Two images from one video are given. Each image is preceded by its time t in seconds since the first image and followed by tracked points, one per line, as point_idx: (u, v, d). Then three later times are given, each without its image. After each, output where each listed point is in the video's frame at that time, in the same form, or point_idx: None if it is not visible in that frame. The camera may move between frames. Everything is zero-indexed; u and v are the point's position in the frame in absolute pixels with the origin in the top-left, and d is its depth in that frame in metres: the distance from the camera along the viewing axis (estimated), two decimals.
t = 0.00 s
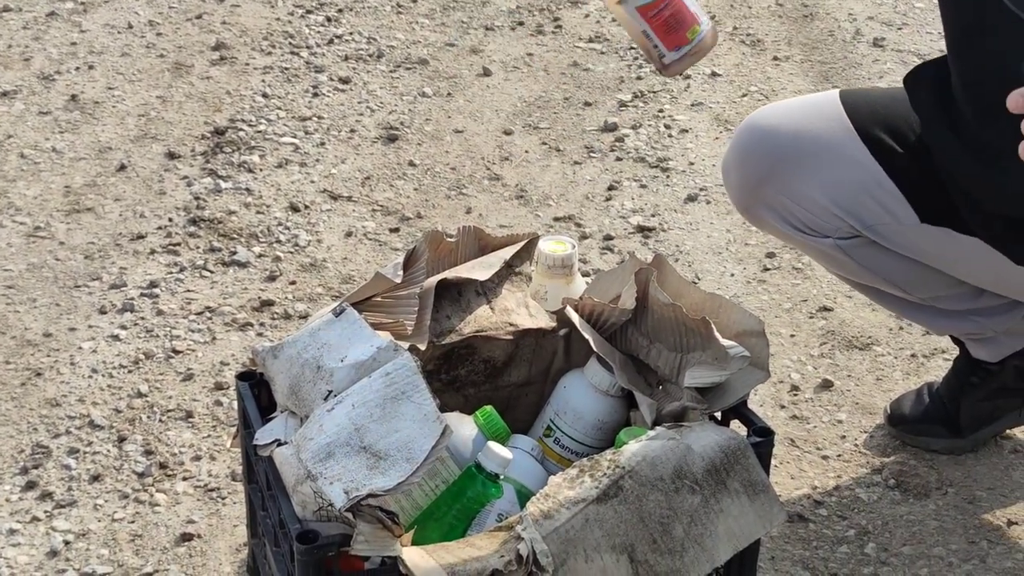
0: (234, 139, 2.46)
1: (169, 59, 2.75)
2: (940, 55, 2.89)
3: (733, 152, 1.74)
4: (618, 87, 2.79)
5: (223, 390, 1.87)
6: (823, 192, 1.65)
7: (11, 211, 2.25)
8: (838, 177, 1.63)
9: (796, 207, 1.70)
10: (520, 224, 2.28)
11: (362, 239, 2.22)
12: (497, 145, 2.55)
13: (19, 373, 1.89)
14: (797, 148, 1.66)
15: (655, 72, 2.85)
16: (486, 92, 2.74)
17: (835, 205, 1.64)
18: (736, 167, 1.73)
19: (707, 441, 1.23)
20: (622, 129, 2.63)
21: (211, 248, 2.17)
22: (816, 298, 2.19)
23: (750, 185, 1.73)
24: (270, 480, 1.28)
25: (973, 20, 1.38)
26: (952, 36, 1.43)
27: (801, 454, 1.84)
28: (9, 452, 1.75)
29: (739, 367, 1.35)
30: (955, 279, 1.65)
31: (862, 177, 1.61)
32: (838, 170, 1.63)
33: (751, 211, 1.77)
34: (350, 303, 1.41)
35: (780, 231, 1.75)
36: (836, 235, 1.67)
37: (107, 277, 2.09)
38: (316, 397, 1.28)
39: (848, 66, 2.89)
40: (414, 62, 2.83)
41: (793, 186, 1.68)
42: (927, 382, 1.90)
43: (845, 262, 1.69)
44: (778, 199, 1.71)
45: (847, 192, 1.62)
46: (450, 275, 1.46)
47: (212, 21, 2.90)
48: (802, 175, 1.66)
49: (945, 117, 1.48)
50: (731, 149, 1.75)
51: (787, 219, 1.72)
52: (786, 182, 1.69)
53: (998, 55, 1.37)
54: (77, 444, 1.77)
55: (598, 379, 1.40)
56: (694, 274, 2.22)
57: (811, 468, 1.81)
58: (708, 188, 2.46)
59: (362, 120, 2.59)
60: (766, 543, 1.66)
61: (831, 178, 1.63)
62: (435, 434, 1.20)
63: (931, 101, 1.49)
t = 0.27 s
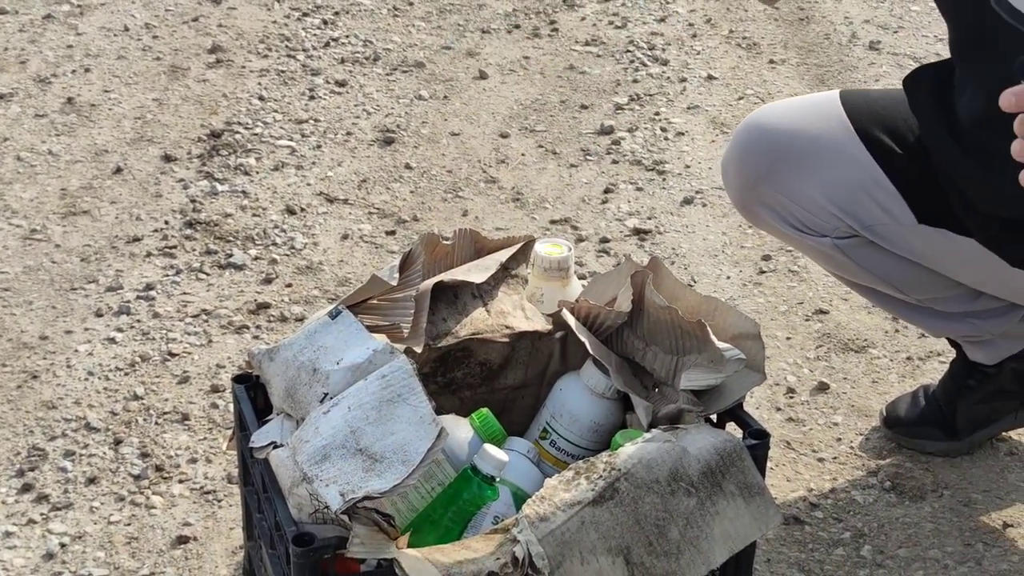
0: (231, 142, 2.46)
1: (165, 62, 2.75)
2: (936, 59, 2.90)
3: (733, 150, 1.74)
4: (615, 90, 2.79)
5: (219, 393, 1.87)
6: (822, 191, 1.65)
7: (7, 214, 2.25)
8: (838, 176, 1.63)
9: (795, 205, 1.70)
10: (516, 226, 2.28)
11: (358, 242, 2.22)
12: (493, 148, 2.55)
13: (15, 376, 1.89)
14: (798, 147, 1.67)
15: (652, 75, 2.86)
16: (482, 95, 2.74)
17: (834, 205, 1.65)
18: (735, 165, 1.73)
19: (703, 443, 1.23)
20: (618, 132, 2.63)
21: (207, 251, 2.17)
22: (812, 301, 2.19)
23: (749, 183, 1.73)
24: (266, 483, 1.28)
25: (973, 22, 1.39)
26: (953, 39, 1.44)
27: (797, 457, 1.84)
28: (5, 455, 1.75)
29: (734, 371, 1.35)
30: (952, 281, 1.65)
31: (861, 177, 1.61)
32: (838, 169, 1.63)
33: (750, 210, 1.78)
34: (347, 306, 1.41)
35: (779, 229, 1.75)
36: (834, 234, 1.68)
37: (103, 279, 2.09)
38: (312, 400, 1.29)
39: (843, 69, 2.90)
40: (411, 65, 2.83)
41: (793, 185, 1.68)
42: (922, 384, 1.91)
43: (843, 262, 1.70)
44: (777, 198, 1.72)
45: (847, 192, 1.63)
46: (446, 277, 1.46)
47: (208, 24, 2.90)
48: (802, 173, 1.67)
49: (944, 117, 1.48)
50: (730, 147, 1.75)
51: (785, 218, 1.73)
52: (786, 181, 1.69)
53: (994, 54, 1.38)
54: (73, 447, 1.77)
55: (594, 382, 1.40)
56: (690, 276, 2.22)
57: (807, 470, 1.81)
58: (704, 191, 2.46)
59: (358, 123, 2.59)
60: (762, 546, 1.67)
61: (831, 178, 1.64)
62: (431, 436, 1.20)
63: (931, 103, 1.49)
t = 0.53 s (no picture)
0: (228, 144, 2.46)
1: (163, 63, 2.75)
2: (934, 61, 2.90)
3: (733, 151, 1.75)
4: (612, 92, 2.79)
5: (216, 394, 1.87)
6: (822, 193, 1.66)
7: (4, 215, 2.25)
8: (838, 178, 1.64)
9: (795, 206, 1.70)
10: (513, 228, 2.28)
11: (356, 244, 2.22)
12: (491, 150, 2.55)
13: (13, 377, 1.89)
14: (798, 148, 1.67)
15: (649, 77, 2.86)
16: (480, 97, 2.74)
17: (834, 206, 1.65)
18: (736, 165, 1.74)
19: (700, 445, 1.23)
20: (616, 134, 2.63)
21: (205, 252, 2.16)
22: (810, 303, 2.19)
23: (749, 183, 1.73)
24: (264, 484, 1.29)
25: (967, 29, 1.40)
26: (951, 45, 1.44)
27: (794, 459, 1.84)
28: (3, 456, 1.75)
29: (731, 372, 1.36)
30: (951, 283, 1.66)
31: (861, 178, 1.62)
32: (838, 170, 1.63)
33: (751, 210, 1.78)
34: (344, 308, 1.41)
35: (778, 230, 1.75)
36: (834, 236, 1.68)
37: (101, 281, 2.09)
38: (310, 402, 1.29)
39: (841, 72, 2.90)
40: (409, 67, 2.83)
41: (792, 186, 1.69)
42: (919, 387, 1.91)
43: (842, 264, 1.70)
44: (777, 198, 1.72)
45: (847, 193, 1.63)
46: (443, 279, 1.46)
47: (206, 26, 2.90)
48: (803, 174, 1.67)
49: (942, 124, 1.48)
50: (731, 147, 1.75)
51: (785, 218, 1.73)
52: (786, 182, 1.69)
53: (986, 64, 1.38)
54: (70, 448, 1.77)
55: (591, 384, 1.40)
56: (688, 279, 2.22)
57: (805, 472, 1.81)
58: (701, 194, 2.46)
59: (356, 125, 2.59)
60: (759, 547, 1.67)
61: (831, 179, 1.64)
62: (429, 438, 1.20)
63: (929, 107, 1.49)
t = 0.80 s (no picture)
0: (228, 145, 2.46)
1: (163, 65, 2.75)
2: (933, 63, 2.90)
3: (731, 154, 1.75)
4: (612, 94, 2.80)
5: (215, 395, 1.87)
6: (821, 196, 1.66)
7: (4, 216, 2.25)
8: (836, 181, 1.64)
9: (794, 210, 1.70)
10: (512, 230, 2.29)
11: (355, 245, 2.23)
12: (490, 151, 2.55)
13: (12, 378, 1.89)
14: (796, 151, 1.67)
15: (648, 79, 2.86)
16: (480, 99, 2.74)
17: (832, 210, 1.65)
18: (734, 169, 1.74)
19: (699, 447, 1.23)
20: (615, 136, 2.63)
21: (204, 254, 2.17)
22: (809, 305, 2.19)
23: (748, 187, 1.73)
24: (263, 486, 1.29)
25: (964, 33, 1.39)
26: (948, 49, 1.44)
27: (793, 461, 1.84)
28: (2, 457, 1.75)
29: (729, 374, 1.35)
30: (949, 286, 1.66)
31: (860, 182, 1.62)
32: (837, 174, 1.63)
33: (748, 214, 1.78)
34: (343, 309, 1.41)
35: (776, 234, 1.75)
36: (832, 239, 1.68)
37: (100, 282, 2.09)
38: (309, 403, 1.29)
39: (840, 74, 2.90)
40: (408, 68, 2.83)
41: (791, 189, 1.69)
42: (918, 389, 1.91)
43: (840, 267, 1.70)
44: (776, 202, 1.72)
45: (846, 197, 1.63)
46: (442, 281, 1.47)
47: (205, 27, 2.90)
48: (801, 178, 1.67)
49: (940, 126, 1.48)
50: (729, 151, 1.75)
51: (783, 222, 1.73)
52: (785, 185, 1.69)
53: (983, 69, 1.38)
54: (69, 449, 1.77)
55: (590, 385, 1.40)
56: (687, 280, 2.23)
57: (803, 474, 1.81)
58: (700, 196, 2.46)
59: (355, 126, 2.60)
60: (758, 549, 1.67)
61: (829, 183, 1.64)
62: (428, 439, 1.20)
63: (928, 110, 1.49)
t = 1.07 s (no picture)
0: (229, 146, 2.46)
1: (164, 66, 2.75)
2: (934, 65, 2.91)
3: (731, 156, 1.75)
4: (613, 96, 2.80)
5: (216, 396, 1.87)
6: (821, 198, 1.66)
7: (5, 217, 2.25)
8: (836, 183, 1.64)
9: (793, 212, 1.71)
10: (513, 231, 2.29)
11: (356, 246, 2.23)
12: (492, 153, 2.56)
13: (13, 378, 1.89)
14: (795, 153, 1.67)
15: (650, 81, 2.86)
16: (481, 100, 2.74)
17: (831, 212, 1.66)
18: (733, 170, 1.74)
19: (699, 449, 1.23)
20: (616, 138, 2.64)
21: (205, 254, 2.17)
22: (809, 307, 2.19)
23: (747, 189, 1.74)
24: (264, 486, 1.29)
25: (957, 33, 1.37)
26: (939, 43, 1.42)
27: (794, 462, 1.84)
28: (3, 457, 1.75)
29: (731, 375, 1.35)
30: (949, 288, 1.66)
31: (859, 184, 1.62)
32: (836, 176, 1.64)
33: (748, 215, 1.78)
34: (344, 310, 1.41)
35: (776, 235, 1.76)
36: (832, 241, 1.69)
37: (101, 283, 2.09)
38: (310, 403, 1.29)
39: (842, 76, 2.90)
40: (409, 70, 2.84)
41: (790, 191, 1.69)
42: (918, 390, 1.91)
43: (840, 269, 1.71)
44: (775, 204, 1.72)
45: (844, 199, 1.63)
46: (444, 283, 1.47)
47: (207, 28, 2.90)
48: (800, 180, 1.68)
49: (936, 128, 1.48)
50: (728, 152, 1.76)
51: (783, 224, 1.73)
52: (784, 187, 1.70)
53: (975, 72, 1.36)
54: (70, 450, 1.77)
55: (591, 387, 1.40)
56: (688, 282, 2.23)
57: (804, 476, 1.82)
58: (701, 198, 2.47)
59: (357, 127, 2.60)
60: (758, 551, 1.67)
61: (829, 185, 1.65)
62: (429, 440, 1.20)
63: (926, 112, 1.49)
